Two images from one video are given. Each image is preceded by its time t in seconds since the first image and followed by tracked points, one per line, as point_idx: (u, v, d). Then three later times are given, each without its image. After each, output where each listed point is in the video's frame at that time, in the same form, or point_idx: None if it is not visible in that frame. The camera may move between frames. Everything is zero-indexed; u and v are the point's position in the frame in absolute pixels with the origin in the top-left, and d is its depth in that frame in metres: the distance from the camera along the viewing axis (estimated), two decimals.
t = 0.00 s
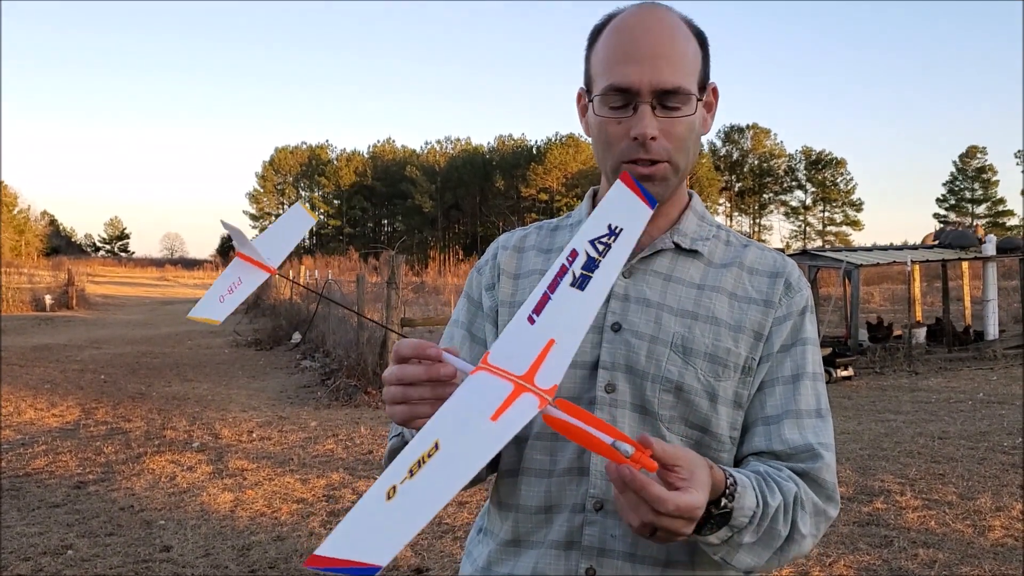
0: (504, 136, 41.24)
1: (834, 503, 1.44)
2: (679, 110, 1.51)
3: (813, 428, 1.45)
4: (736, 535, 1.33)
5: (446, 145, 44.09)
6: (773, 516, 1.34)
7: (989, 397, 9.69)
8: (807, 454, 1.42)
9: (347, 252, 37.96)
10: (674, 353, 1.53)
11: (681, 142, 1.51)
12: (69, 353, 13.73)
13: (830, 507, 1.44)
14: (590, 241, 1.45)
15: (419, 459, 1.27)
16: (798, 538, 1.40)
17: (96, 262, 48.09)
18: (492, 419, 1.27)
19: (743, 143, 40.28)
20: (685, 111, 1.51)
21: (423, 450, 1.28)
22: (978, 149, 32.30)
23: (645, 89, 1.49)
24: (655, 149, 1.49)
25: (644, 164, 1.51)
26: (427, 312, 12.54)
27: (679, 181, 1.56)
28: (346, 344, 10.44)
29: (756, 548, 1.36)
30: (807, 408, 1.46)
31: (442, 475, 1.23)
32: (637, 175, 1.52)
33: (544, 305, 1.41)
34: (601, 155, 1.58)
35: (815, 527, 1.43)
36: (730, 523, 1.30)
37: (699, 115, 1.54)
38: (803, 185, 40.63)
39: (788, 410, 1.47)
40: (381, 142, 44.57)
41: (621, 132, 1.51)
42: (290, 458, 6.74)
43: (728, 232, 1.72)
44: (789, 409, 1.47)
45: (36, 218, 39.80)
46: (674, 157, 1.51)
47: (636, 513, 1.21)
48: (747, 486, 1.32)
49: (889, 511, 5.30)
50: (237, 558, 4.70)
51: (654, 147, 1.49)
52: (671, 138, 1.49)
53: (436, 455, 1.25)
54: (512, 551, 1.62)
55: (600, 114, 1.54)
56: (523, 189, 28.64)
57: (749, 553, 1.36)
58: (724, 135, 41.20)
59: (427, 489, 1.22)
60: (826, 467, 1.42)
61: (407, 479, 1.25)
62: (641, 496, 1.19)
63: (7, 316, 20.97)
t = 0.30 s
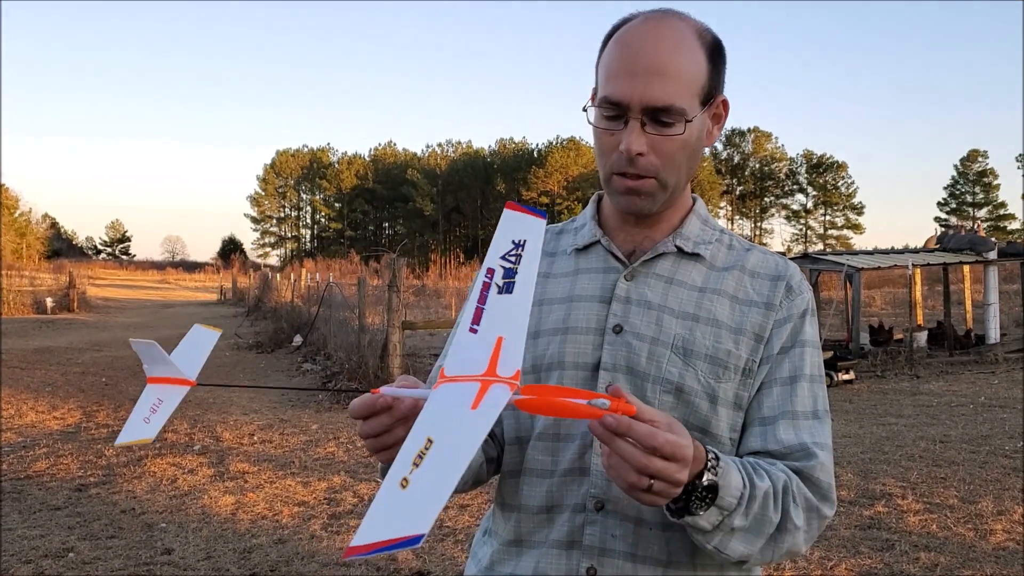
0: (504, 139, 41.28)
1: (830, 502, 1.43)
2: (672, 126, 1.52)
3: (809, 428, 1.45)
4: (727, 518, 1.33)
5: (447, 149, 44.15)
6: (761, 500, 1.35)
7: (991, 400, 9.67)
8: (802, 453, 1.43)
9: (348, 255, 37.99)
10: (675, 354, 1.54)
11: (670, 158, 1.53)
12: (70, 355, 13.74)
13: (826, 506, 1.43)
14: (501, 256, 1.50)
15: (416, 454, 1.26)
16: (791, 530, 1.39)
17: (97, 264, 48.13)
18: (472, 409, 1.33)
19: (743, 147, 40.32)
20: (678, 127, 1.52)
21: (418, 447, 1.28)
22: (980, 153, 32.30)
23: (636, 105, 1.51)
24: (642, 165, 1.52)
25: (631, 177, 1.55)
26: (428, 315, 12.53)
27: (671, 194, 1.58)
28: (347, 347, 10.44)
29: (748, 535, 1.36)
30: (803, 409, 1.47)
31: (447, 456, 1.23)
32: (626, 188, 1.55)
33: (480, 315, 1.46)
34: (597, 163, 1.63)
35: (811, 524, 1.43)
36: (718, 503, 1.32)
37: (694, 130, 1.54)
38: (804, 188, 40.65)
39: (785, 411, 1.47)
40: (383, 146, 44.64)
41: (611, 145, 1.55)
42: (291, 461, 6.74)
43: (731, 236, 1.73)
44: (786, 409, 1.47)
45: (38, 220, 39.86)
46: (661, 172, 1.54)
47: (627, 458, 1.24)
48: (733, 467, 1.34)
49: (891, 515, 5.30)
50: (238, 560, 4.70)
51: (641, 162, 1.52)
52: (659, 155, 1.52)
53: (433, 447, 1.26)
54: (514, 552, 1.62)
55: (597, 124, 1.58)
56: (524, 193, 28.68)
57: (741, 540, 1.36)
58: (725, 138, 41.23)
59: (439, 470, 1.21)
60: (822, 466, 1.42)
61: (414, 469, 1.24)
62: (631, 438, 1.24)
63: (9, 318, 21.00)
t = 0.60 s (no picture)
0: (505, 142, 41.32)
1: (830, 505, 1.43)
2: (673, 135, 1.51)
3: (809, 432, 1.45)
4: (723, 518, 1.33)
5: (449, 152, 44.21)
6: (757, 499, 1.35)
7: (992, 404, 9.67)
8: (802, 457, 1.42)
9: (349, 258, 38.00)
10: (677, 358, 1.54)
11: (670, 165, 1.53)
12: (71, 358, 13.73)
13: (826, 510, 1.43)
14: (461, 304, 1.70)
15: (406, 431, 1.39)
16: (790, 531, 1.39)
17: (97, 267, 48.14)
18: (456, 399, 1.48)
19: (745, 150, 40.36)
20: (679, 136, 1.52)
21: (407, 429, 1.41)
22: (982, 156, 32.27)
23: (637, 111, 1.51)
24: (642, 172, 1.53)
25: (630, 185, 1.56)
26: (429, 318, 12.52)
27: (671, 202, 1.59)
28: (348, 350, 10.44)
29: (747, 535, 1.36)
30: (804, 414, 1.46)
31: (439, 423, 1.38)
32: (624, 195, 1.57)
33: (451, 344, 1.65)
34: (599, 168, 1.64)
35: (810, 527, 1.42)
36: (713, 500, 1.32)
37: (697, 137, 1.54)
38: (806, 192, 40.62)
39: (786, 415, 1.47)
40: (384, 148, 44.67)
41: (612, 151, 1.56)
42: (292, 464, 6.73)
43: (734, 239, 1.73)
44: (787, 414, 1.47)
45: (38, 222, 39.91)
46: (660, 179, 1.54)
47: (613, 440, 1.27)
48: (726, 466, 1.34)
49: (892, 519, 5.29)
50: (239, 564, 4.70)
51: (640, 169, 1.52)
52: (659, 161, 1.52)
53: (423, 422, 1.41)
54: (516, 554, 1.62)
55: (599, 130, 1.59)
56: (525, 196, 28.68)
57: (738, 540, 1.36)
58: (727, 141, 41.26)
59: (432, 432, 1.35)
60: (822, 470, 1.42)
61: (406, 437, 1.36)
62: (615, 418, 1.27)
63: (10, 320, 21.02)
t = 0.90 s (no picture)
0: (506, 143, 41.35)
1: (829, 506, 1.42)
2: (674, 136, 1.52)
3: (808, 433, 1.45)
4: (716, 518, 1.33)
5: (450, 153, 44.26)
6: (749, 498, 1.35)
7: (992, 407, 9.66)
8: (799, 458, 1.43)
9: (350, 259, 38.01)
10: (677, 360, 1.54)
11: (672, 167, 1.53)
12: (71, 358, 13.72)
13: (824, 511, 1.43)
14: (437, 336, 1.71)
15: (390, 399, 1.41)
16: (787, 532, 1.39)
17: (98, 267, 48.15)
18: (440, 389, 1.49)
19: (746, 152, 40.40)
20: (681, 138, 1.52)
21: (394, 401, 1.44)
22: (982, 159, 32.27)
23: (638, 113, 1.51)
24: (643, 172, 1.53)
25: (632, 185, 1.56)
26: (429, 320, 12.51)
27: (672, 201, 1.59)
28: (348, 351, 10.45)
29: (741, 536, 1.36)
30: (803, 415, 1.46)
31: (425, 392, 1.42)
32: (626, 195, 1.57)
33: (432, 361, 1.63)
34: (601, 169, 1.64)
35: (808, 528, 1.42)
36: (704, 501, 1.32)
37: (698, 139, 1.55)
38: (807, 194, 40.63)
39: (785, 416, 1.47)
40: (385, 150, 44.71)
41: (614, 151, 1.56)
42: (292, 465, 6.73)
43: (736, 241, 1.73)
44: (787, 415, 1.47)
45: (39, 223, 39.92)
46: (662, 179, 1.54)
47: (598, 436, 1.27)
48: (716, 466, 1.34)
49: (892, 521, 5.29)
50: (239, 564, 4.69)
51: (642, 170, 1.52)
52: (661, 163, 1.52)
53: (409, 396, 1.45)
54: (518, 556, 1.62)
55: (601, 131, 1.59)
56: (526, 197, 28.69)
57: (734, 541, 1.36)
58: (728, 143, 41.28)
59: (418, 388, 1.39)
60: (820, 471, 1.41)
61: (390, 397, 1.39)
62: (597, 415, 1.28)
63: (10, 320, 21.02)
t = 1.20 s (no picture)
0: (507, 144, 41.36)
1: (834, 508, 1.43)
2: (677, 136, 1.52)
3: (813, 436, 1.46)
4: (725, 521, 1.34)
5: (451, 154, 44.30)
6: (759, 501, 1.36)
7: (993, 408, 9.66)
8: (805, 461, 1.43)
9: (350, 260, 38.03)
10: (681, 361, 1.54)
11: (676, 167, 1.53)
12: (72, 359, 13.72)
13: (830, 513, 1.44)
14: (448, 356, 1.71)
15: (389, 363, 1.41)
16: (794, 532, 1.40)
17: (99, 268, 48.15)
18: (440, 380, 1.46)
19: (747, 153, 40.44)
20: (683, 138, 1.52)
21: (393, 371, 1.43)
22: (984, 160, 32.25)
23: (641, 114, 1.51)
24: (646, 173, 1.53)
25: (635, 185, 1.56)
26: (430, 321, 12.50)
27: (674, 201, 1.59)
28: (349, 352, 10.46)
29: (750, 538, 1.37)
30: (809, 418, 1.47)
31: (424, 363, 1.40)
32: (630, 196, 1.57)
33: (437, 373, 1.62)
34: (604, 169, 1.64)
35: (814, 528, 1.43)
36: (714, 504, 1.32)
37: (701, 139, 1.55)
38: (808, 195, 40.62)
39: (790, 419, 1.48)
40: (386, 150, 44.76)
41: (616, 152, 1.56)
42: (293, 466, 6.72)
43: (738, 242, 1.73)
44: (790, 418, 1.48)
45: (40, 224, 39.93)
46: (665, 180, 1.54)
47: (604, 440, 1.27)
48: (725, 469, 1.35)
49: (892, 522, 5.28)
50: (239, 565, 4.69)
51: (645, 170, 1.52)
52: (664, 163, 1.52)
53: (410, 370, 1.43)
54: (520, 558, 1.62)
55: (603, 132, 1.59)
56: (528, 198, 28.70)
57: (742, 544, 1.36)
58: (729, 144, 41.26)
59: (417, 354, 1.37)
60: (826, 474, 1.42)
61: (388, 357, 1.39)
62: (603, 419, 1.28)
63: (11, 321, 21.05)
